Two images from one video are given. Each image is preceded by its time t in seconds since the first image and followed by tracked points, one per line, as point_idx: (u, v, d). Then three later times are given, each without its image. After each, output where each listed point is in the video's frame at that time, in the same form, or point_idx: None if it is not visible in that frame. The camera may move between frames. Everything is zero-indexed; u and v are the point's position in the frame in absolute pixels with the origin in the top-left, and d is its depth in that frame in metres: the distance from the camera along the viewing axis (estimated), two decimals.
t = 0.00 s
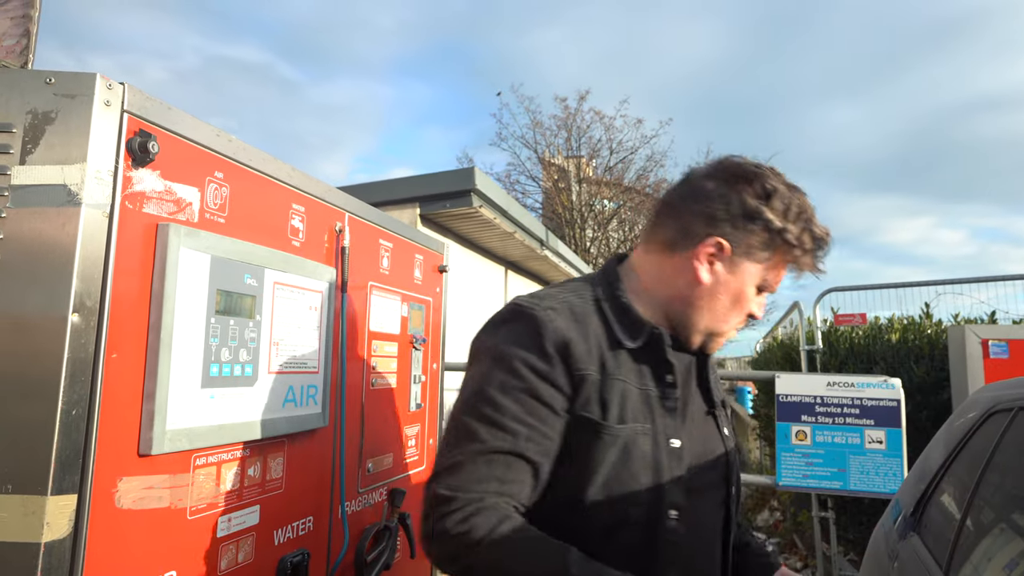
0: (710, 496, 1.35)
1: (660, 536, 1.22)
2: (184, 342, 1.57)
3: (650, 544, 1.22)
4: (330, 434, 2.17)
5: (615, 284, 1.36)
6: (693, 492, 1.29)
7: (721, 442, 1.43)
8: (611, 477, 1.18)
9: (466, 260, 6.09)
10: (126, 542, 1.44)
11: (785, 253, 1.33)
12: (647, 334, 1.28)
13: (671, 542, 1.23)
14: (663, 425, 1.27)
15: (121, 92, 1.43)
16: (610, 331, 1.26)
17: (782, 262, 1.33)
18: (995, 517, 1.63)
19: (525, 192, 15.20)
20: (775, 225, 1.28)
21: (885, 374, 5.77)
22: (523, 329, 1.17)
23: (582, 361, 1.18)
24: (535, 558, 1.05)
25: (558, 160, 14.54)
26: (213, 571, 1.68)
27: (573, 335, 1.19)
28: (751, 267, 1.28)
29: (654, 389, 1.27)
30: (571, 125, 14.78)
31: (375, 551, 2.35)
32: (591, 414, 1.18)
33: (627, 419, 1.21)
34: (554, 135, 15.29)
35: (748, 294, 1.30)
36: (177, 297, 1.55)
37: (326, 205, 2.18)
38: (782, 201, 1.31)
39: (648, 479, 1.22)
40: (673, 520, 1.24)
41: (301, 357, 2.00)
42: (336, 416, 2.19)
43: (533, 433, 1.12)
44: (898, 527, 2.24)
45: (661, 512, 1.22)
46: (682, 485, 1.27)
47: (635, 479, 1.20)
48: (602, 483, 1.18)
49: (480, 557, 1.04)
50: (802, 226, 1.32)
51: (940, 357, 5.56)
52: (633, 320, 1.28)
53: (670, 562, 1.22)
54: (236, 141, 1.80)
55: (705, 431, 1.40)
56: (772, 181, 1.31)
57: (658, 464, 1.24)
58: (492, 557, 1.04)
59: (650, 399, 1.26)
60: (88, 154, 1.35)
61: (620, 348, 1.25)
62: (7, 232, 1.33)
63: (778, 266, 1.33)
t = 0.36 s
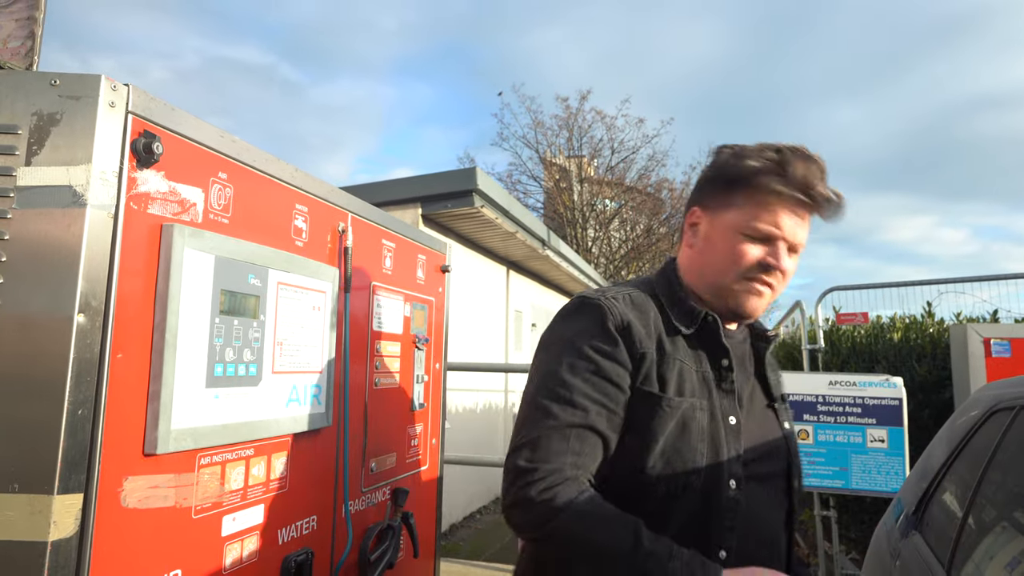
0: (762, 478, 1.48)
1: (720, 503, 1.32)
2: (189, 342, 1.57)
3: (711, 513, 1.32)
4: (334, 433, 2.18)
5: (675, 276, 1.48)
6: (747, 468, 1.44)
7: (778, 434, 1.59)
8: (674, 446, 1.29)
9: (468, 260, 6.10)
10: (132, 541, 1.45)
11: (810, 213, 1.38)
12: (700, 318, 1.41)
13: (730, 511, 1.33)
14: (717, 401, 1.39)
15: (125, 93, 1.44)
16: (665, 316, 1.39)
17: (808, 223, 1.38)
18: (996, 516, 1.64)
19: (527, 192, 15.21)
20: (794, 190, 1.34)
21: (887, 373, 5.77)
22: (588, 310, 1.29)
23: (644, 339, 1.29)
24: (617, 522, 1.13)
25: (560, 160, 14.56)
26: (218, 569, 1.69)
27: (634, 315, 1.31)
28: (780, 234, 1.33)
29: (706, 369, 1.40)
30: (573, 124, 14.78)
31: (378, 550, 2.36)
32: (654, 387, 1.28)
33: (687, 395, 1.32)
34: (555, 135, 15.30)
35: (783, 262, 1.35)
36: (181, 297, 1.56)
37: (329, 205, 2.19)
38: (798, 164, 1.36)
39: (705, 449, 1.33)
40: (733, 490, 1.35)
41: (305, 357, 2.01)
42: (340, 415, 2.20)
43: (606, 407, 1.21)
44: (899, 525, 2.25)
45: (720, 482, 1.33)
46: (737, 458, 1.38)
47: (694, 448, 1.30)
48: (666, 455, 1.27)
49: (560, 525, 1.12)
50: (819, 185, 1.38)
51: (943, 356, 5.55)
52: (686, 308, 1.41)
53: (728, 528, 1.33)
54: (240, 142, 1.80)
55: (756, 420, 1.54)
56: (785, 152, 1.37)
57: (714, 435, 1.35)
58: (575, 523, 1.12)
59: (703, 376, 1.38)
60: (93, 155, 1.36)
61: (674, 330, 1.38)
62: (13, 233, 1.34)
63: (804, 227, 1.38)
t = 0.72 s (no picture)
0: (750, 472, 1.60)
1: (668, 483, 1.57)
2: (194, 342, 1.58)
3: (660, 491, 1.58)
4: (338, 433, 2.18)
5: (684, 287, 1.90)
6: (717, 455, 1.60)
7: (786, 427, 1.64)
8: (627, 432, 1.63)
9: (470, 260, 6.11)
10: (139, 540, 1.46)
11: (744, 179, 1.69)
12: (674, 317, 1.78)
13: (679, 490, 1.57)
14: (683, 390, 1.65)
15: (132, 96, 1.45)
16: (644, 321, 1.80)
17: (747, 189, 1.69)
18: (1000, 516, 1.64)
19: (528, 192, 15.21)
20: (714, 164, 1.70)
21: (889, 372, 5.77)
22: (580, 324, 1.83)
23: (609, 342, 1.74)
24: (550, 496, 1.60)
25: (561, 161, 14.63)
26: (224, 569, 1.70)
27: (608, 325, 1.79)
28: (712, 209, 1.71)
29: (679, 364, 1.69)
30: (574, 124, 14.78)
31: (382, 550, 2.37)
32: (613, 381, 1.69)
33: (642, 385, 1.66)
34: (556, 135, 15.31)
35: (725, 229, 1.68)
36: (187, 298, 1.56)
37: (333, 206, 2.20)
38: (713, 144, 1.74)
39: (658, 432, 1.62)
40: (682, 471, 1.57)
41: (308, 358, 2.01)
42: (344, 415, 2.20)
43: (568, 399, 1.70)
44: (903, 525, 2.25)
45: (668, 464, 1.58)
46: (697, 444, 1.60)
47: (645, 432, 1.62)
48: (622, 438, 1.63)
49: (520, 491, 1.66)
50: (744, 152, 1.70)
51: (946, 355, 5.52)
52: (664, 312, 1.79)
53: (677, 508, 1.57)
54: (245, 143, 1.81)
55: (755, 414, 1.65)
56: (700, 141, 1.77)
57: (670, 421, 1.62)
58: (526, 493, 1.64)
59: (670, 370, 1.68)
60: (100, 157, 1.37)
61: (648, 333, 1.76)
62: (21, 235, 1.35)
63: (744, 192, 1.69)
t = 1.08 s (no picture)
0: (724, 471, 1.61)
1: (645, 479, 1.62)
2: (201, 345, 1.59)
3: (637, 487, 1.63)
4: (343, 435, 2.19)
5: (682, 291, 1.90)
6: (694, 453, 1.63)
7: (769, 426, 1.64)
8: (612, 429, 1.71)
9: (474, 261, 6.13)
10: (146, 542, 1.46)
11: (741, 178, 1.70)
12: (664, 319, 1.81)
13: (654, 486, 1.61)
14: (664, 389, 1.69)
15: (139, 100, 1.46)
16: (637, 322, 1.85)
17: (745, 187, 1.69)
18: (1007, 518, 1.64)
19: (531, 193, 15.23)
20: (711, 164, 1.71)
21: (894, 374, 5.78)
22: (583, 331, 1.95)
23: (602, 343, 1.82)
24: (544, 489, 1.72)
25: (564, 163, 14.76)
26: (230, 571, 1.71)
27: (602, 328, 1.87)
28: (710, 208, 1.71)
29: (662, 363, 1.73)
30: (577, 125, 14.78)
31: (386, 551, 2.38)
32: (602, 380, 1.77)
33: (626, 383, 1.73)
34: (559, 136, 15.33)
35: (723, 228, 1.68)
36: (193, 300, 1.57)
37: (338, 208, 2.20)
38: (711, 144, 1.74)
39: (638, 430, 1.67)
40: (657, 467, 1.62)
41: (313, 360, 2.01)
42: (349, 417, 2.21)
43: (566, 399, 1.82)
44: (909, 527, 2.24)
45: (644, 461, 1.64)
46: (672, 441, 1.63)
47: (626, 429, 1.68)
48: (610, 436, 1.71)
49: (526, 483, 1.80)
50: (742, 152, 1.70)
51: (950, 356, 5.52)
52: (656, 314, 1.84)
53: (650, 503, 1.61)
54: (250, 146, 1.82)
55: (736, 415, 1.65)
56: (697, 141, 1.78)
57: (649, 419, 1.67)
58: (526, 485, 1.79)
59: (654, 370, 1.73)
60: (109, 161, 1.38)
61: (639, 334, 1.82)
62: (30, 239, 1.36)
63: (742, 191, 1.69)
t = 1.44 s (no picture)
0: (719, 469, 1.61)
1: (638, 480, 1.62)
2: (205, 347, 1.59)
3: (632, 488, 1.63)
4: (346, 437, 2.19)
5: (676, 294, 1.90)
6: (686, 454, 1.62)
7: (760, 424, 1.64)
8: (606, 431, 1.71)
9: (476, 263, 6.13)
10: (150, 544, 1.47)
11: (736, 183, 1.70)
12: (657, 321, 1.81)
13: (647, 486, 1.61)
14: (657, 391, 1.69)
15: (144, 103, 1.46)
16: (632, 325, 1.85)
17: (739, 191, 1.69)
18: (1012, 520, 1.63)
19: (533, 194, 15.23)
20: (707, 167, 1.71)
21: (897, 375, 5.77)
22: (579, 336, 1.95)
23: (596, 346, 1.82)
24: (540, 491, 1.71)
25: (567, 164, 14.69)
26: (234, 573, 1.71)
27: (597, 331, 1.87)
28: (704, 211, 1.71)
29: (655, 365, 1.73)
30: (580, 126, 14.79)
31: (389, 553, 2.38)
32: (596, 383, 1.76)
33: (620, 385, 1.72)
34: (562, 137, 15.33)
35: (717, 231, 1.67)
36: (198, 303, 1.57)
37: (341, 210, 2.20)
38: (707, 147, 1.74)
39: (631, 431, 1.67)
40: (650, 468, 1.61)
41: (317, 362, 2.02)
42: (352, 419, 2.21)
43: (563, 402, 1.82)
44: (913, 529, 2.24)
45: (637, 461, 1.64)
46: (665, 441, 1.63)
47: (620, 431, 1.68)
48: (605, 438, 1.71)
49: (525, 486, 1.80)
50: (737, 156, 1.70)
51: (954, 357, 5.52)
52: (649, 317, 1.83)
53: (643, 503, 1.61)
54: (254, 149, 1.82)
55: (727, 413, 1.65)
56: (693, 144, 1.78)
57: (642, 420, 1.67)
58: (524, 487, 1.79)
59: (647, 372, 1.73)
60: (114, 165, 1.38)
61: (633, 337, 1.81)
62: (36, 242, 1.36)
63: (737, 195, 1.69)
